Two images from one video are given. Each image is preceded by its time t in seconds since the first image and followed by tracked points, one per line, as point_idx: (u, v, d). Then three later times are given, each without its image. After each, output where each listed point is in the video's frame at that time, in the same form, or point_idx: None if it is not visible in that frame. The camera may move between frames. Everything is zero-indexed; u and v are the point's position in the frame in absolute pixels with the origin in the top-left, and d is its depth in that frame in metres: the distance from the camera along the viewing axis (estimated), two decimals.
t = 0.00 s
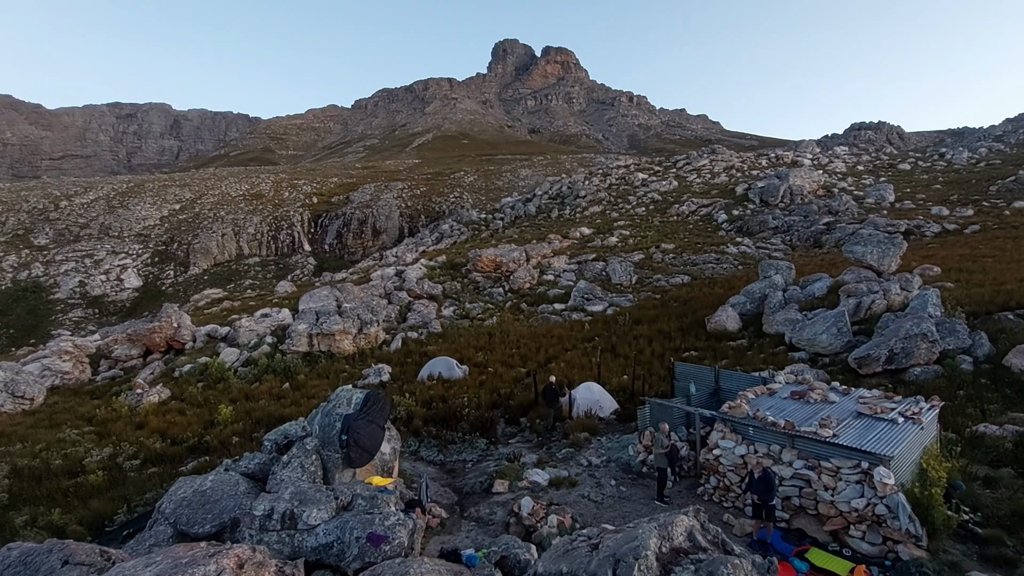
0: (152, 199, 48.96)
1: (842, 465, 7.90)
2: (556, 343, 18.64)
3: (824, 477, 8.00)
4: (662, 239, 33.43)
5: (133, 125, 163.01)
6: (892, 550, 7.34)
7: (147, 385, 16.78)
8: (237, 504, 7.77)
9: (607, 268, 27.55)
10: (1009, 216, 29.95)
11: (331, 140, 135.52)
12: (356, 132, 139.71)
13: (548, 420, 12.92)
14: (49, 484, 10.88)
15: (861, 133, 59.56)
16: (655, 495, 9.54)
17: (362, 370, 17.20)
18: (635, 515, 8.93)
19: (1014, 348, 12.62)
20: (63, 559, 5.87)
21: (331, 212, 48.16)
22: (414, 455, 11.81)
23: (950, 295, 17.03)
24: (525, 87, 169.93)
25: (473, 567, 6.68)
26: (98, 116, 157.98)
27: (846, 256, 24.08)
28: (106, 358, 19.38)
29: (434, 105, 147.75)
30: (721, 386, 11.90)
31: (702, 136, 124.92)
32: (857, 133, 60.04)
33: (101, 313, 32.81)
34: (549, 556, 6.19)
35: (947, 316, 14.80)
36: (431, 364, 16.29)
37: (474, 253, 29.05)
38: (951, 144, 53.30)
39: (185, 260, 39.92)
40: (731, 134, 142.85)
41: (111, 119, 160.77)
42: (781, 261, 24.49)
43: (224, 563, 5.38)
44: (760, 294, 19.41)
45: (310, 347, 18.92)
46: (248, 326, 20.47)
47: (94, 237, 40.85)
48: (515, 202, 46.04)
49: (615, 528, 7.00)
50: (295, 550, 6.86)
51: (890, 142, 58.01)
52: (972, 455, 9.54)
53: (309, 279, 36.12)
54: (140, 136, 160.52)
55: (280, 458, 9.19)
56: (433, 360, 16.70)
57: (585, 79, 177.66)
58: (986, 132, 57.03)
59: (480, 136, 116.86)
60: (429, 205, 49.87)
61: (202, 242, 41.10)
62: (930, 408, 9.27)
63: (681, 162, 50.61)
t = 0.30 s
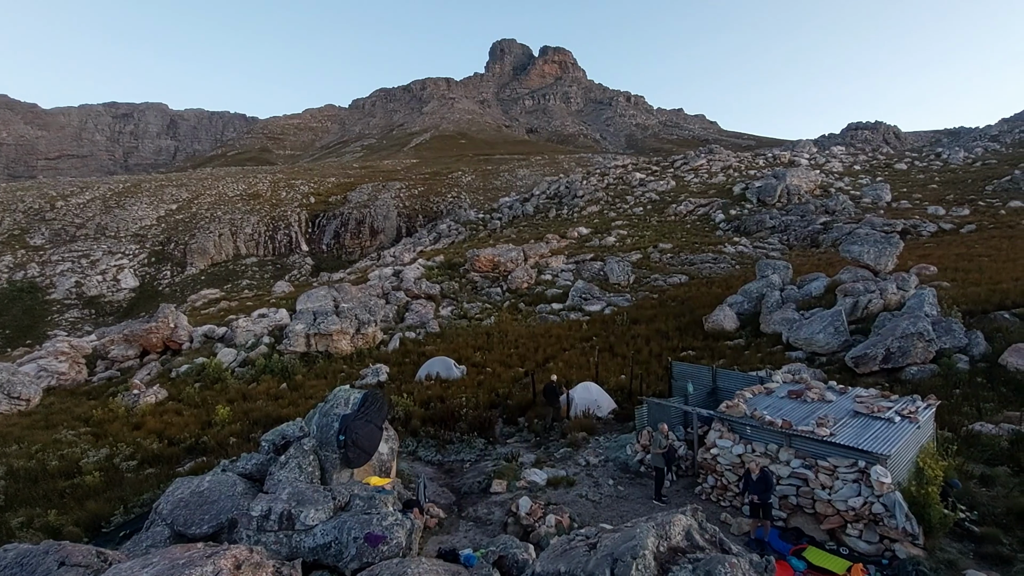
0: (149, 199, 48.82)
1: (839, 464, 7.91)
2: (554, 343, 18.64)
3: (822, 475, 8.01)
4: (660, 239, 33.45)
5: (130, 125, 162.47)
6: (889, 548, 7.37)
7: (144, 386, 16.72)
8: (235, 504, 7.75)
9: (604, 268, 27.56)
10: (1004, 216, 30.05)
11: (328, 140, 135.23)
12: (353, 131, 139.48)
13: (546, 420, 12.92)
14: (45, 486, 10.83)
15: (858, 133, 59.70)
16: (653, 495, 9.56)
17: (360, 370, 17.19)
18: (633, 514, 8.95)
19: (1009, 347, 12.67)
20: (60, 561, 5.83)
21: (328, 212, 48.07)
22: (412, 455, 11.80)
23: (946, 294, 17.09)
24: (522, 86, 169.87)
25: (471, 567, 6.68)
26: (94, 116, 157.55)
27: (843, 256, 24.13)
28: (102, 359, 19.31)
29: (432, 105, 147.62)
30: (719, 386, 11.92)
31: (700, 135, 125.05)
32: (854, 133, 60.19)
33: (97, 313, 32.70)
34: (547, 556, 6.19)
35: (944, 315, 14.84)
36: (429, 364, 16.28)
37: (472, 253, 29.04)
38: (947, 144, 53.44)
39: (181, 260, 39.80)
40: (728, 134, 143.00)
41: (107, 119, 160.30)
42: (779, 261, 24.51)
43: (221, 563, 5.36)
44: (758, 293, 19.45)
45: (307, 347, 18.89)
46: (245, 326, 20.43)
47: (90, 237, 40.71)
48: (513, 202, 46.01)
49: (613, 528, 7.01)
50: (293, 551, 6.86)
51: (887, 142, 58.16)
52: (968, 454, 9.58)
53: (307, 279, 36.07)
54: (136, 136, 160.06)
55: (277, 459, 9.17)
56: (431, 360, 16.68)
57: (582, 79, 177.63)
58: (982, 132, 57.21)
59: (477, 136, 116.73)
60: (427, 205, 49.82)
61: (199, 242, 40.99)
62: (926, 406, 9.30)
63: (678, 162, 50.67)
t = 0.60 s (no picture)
0: (143, 199, 48.57)
1: (834, 464, 7.94)
2: (550, 343, 18.64)
3: (817, 475, 8.03)
4: (656, 239, 33.51)
5: (124, 124, 161.65)
6: (883, 547, 7.40)
7: (138, 387, 16.64)
8: (230, 506, 7.70)
9: (601, 268, 27.58)
10: (998, 216, 30.23)
11: (324, 140, 134.79)
12: (349, 131, 139.14)
13: (543, 420, 12.91)
14: (39, 487, 10.76)
15: (853, 134, 59.96)
16: (649, 494, 9.57)
17: (356, 370, 17.15)
18: (629, 513, 8.95)
19: (1004, 346, 12.74)
20: (54, 562, 5.79)
21: (324, 212, 47.95)
22: (408, 456, 11.78)
23: (940, 294, 17.18)
24: (519, 86, 169.94)
25: (467, 567, 6.68)
26: (88, 115, 156.72)
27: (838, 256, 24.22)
28: (96, 359, 19.19)
29: (429, 105, 147.49)
30: (715, 385, 11.95)
31: (696, 136, 125.34)
32: (849, 133, 60.49)
33: (92, 314, 32.51)
34: (543, 556, 6.18)
35: (938, 315, 14.91)
36: (425, 364, 16.26)
37: (468, 253, 29.03)
38: (941, 145, 53.76)
39: (176, 260, 39.61)
40: (724, 134, 143.38)
41: (101, 118, 159.49)
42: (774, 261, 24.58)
43: (215, 564, 5.34)
44: (753, 293, 19.51)
45: (303, 347, 18.82)
46: (240, 326, 20.35)
47: (84, 237, 40.47)
48: (509, 202, 45.98)
49: (609, 528, 7.02)
50: (288, 552, 6.85)
51: (881, 142, 58.48)
52: (962, 453, 9.62)
53: (302, 279, 35.96)
54: (130, 136, 159.18)
55: (273, 459, 9.14)
56: (428, 360, 16.66)
57: (579, 79, 177.76)
58: (976, 133, 57.60)
59: (474, 136, 116.62)
60: (423, 205, 49.73)
61: (194, 242, 40.82)
62: (921, 405, 9.34)
63: (674, 162, 50.75)
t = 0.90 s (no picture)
0: (136, 199, 48.22)
1: (828, 462, 7.98)
2: (546, 343, 18.66)
3: (811, 473, 8.07)
4: (651, 239, 33.60)
5: (117, 123, 160.48)
6: (876, 545, 7.45)
7: (131, 388, 16.52)
8: (224, 507, 7.67)
9: (596, 268, 27.62)
10: (990, 216, 30.50)
11: (319, 140, 134.29)
12: (344, 131, 138.72)
13: (539, 421, 12.92)
14: (31, 490, 10.67)
15: (847, 134, 60.34)
16: (644, 493, 9.59)
17: (351, 371, 17.11)
18: (625, 513, 8.97)
19: (995, 345, 12.86)
20: (46, 565, 5.73)
21: (319, 212, 47.78)
22: (404, 456, 11.76)
23: (932, 293, 17.32)
24: (514, 86, 169.96)
25: (462, 568, 6.67)
26: (80, 114, 155.59)
27: (832, 256, 24.35)
28: (89, 361, 19.04)
29: (424, 105, 147.32)
30: (709, 385, 12.00)
31: (691, 136, 125.77)
32: (842, 134, 60.87)
33: (84, 314, 32.27)
34: (538, 556, 6.18)
35: (930, 314, 15.03)
36: (421, 364, 16.23)
37: (463, 253, 29.01)
38: (934, 146, 54.17)
39: (169, 261, 39.38)
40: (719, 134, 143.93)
41: (94, 117, 158.39)
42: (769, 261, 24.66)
43: (209, 566, 5.31)
44: (748, 293, 19.59)
45: (298, 347, 18.75)
46: (234, 327, 20.26)
47: (77, 237, 40.16)
48: (504, 202, 45.96)
49: (604, 528, 7.03)
50: (283, 553, 6.83)
51: (874, 143, 58.88)
52: (954, 452, 9.70)
53: (297, 280, 35.87)
54: (123, 135, 157.89)
55: (267, 461, 9.09)
56: (423, 360, 16.65)
57: (574, 79, 177.91)
58: (968, 134, 58.07)
59: (469, 136, 116.51)
60: (418, 205, 49.64)
61: (188, 242, 40.60)
62: (913, 404, 9.40)
63: (670, 163, 50.87)
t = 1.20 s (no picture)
0: (129, 199, 47.86)
1: (822, 460, 8.02)
2: (541, 342, 18.66)
3: (805, 472, 8.11)
4: (646, 238, 33.66)
5: (109, 122, 159.22)
6: (870, 542, 7.48)
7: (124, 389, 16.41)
8: (218, 509, 7.62)
9: (591, 268, 27.63)
10: (981, 216, 30.75)
11: (313, 139, 133.72)
12: (339, 130, 138.25)
13: (534, 421, 12.92)
14: (22, 492, 10.57)
15: (840, 134, 60.65)
16: (640, 492, 9.61)
17: (345, 371, 17.05)
18: (620, 512, 8.98)
19: (986, 344, 12.96)
20: (38, 567, 5.68)
21: (313, 212, 47.57)
22: (399, 456, 11.73)
23: (925, 292, 17.45)
24: (509, 86, 169.80)
25: (457, 568, 6.66)
26: (71, 113, 154.35)
27: (825, 256, 24.48)
28: (81, 361, 18.87)
29: (419, 104, 147.03)
30: (704, 384, 12.04)
31: (686, 136, 126.14)
32: (836, 134, 61.21)
33: (76, 315, 32.04)
34: (534, 556, 6.18)
35: (923, 313, 15.11)
36: (416, 364, 16.20)
37: (459, 253, 28.96)
38: (926, 146, 54.58)
39: (162, 261, 39.13)
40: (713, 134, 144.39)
41: (85, 116, 157.15)
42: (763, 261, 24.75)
43: (203, 568, 5.28)
44: (742, 292, 19.65)
45: (292, 348, 18.66)
46: (228, 327, 20.14)
47: (68, 237, 39.81)
48: (500, 201, 45.90)
49: (599, 527, 7.04)
50: (278, 554, 6.79)
51: (867, 143, 59.27)
52: (946, 449, 9.77)
53: (291, 279, 35.72)
54: (115, 134, 156.54)
55: (261, 461, 9.05)
56: (418, 360, 16.61)
57: (570, 78, 177.94)
58: (960, 134, 58.51)
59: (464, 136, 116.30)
60: (413, 205, 49.52)
61: (181, 242, 40.35)
62: (906, 402, 9.46)
63: (664, 162, 50.97)
